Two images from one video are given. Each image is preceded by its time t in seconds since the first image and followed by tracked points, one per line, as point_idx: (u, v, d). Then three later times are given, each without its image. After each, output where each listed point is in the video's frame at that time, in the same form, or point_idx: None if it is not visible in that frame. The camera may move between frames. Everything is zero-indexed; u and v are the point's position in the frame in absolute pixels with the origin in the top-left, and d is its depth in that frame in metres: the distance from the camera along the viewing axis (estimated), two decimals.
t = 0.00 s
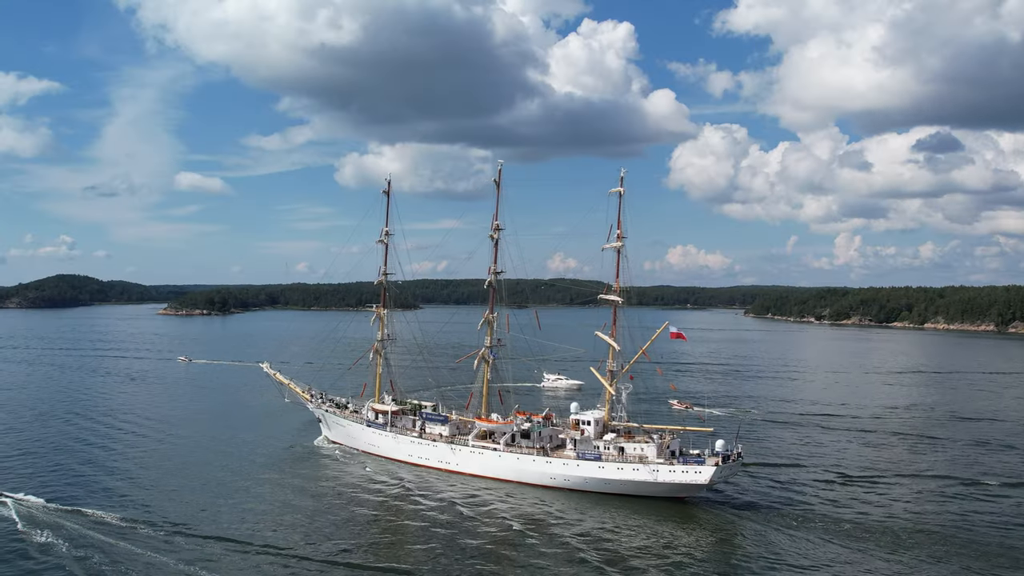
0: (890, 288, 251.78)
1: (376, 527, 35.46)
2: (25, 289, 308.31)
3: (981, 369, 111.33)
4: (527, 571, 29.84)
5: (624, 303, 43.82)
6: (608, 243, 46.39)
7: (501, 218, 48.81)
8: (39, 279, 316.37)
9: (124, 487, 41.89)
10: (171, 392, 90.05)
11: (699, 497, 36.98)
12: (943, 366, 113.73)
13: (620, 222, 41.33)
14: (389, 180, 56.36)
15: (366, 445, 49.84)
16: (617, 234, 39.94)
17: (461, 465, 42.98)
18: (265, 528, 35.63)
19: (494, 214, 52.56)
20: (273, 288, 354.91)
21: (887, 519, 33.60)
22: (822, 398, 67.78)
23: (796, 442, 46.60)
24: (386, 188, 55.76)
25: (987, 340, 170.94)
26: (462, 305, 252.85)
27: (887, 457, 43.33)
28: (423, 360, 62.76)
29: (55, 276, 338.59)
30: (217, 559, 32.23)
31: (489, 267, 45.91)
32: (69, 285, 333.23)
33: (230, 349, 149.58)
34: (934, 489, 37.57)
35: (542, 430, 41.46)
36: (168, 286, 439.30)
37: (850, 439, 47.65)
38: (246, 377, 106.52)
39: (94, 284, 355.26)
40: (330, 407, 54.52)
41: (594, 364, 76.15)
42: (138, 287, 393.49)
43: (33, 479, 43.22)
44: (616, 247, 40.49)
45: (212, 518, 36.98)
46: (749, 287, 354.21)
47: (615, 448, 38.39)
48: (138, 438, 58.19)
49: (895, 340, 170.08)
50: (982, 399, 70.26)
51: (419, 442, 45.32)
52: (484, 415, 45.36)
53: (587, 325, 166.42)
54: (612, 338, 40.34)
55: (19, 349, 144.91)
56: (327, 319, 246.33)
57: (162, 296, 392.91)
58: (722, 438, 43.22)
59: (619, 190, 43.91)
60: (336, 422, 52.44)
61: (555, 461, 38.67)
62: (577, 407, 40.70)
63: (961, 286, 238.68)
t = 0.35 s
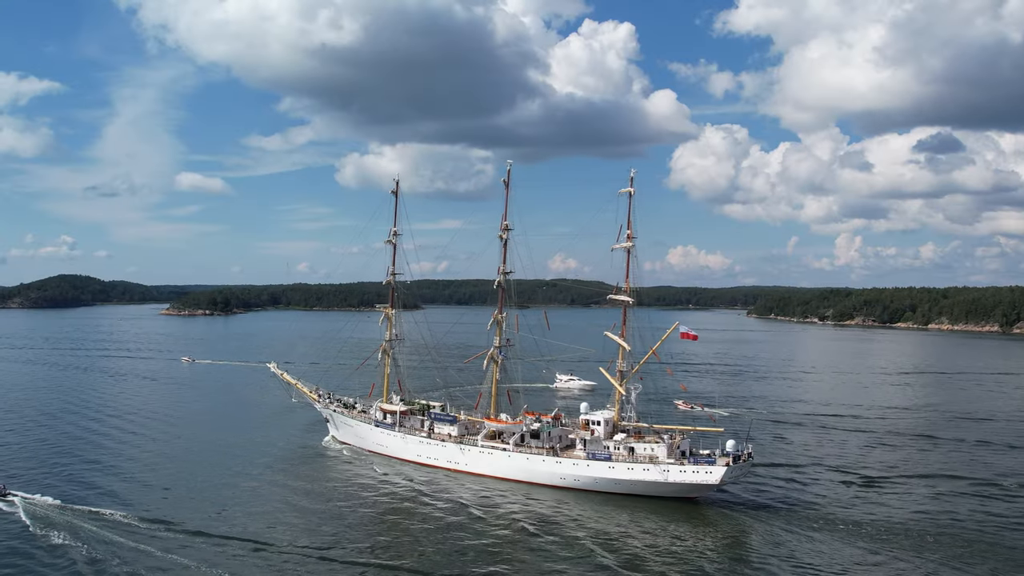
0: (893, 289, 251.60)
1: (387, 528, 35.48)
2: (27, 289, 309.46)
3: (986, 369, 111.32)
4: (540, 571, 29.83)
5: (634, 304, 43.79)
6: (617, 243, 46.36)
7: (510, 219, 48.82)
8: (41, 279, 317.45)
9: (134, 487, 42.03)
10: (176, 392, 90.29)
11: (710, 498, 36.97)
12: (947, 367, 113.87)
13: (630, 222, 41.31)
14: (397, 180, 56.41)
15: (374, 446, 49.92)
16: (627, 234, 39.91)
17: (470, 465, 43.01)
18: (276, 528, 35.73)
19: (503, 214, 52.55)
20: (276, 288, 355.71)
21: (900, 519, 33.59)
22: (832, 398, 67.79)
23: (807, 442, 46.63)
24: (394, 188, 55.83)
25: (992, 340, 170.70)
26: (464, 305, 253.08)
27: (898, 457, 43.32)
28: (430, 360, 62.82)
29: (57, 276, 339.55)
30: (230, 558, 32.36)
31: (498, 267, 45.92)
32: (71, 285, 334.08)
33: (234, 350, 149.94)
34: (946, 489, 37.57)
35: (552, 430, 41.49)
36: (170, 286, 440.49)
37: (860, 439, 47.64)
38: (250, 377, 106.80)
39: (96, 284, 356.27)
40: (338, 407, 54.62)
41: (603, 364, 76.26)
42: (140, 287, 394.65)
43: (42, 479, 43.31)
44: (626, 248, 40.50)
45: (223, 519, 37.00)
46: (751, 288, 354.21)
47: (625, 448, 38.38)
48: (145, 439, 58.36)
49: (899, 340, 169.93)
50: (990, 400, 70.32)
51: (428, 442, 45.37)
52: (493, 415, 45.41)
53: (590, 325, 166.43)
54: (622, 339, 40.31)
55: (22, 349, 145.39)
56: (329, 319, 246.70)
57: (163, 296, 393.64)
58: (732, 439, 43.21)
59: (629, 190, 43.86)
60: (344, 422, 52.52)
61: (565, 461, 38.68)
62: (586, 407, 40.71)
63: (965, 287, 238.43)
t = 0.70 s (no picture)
0: (890, 289, 252.01)
1: (393, 528, 35.47)
2: (22, 289, 309.23)
3: (985, 369, 111.58)
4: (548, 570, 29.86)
5: (639, 304, 43.81)
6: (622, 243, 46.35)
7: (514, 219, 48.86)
8: (36, 279, 317.14)
9: (137, 487, 42.00)
10: (176, 392, 90.23)
11: (716, 497, 36.98)
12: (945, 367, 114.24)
13: (635, 222, 41.34)
14: (400, 180, 56.43)
15: (378, 445, 49.93)
16: (632, 234, 39.92)
17: (474, 465, 43.02)
18: (282, 526, 35.76)
19: (508, 215, 52.52)
20: (273, 288, 355.75)
21: (906, 518, 33.68)
22: (835, 398, 67.92)
23: (811, 442, 46.75)
24: (398, 189, 55.84)
25: (990, 341, 170.99)
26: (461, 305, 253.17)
27: (902, 457, 43.42)
28: (433, 361, 62.76)
29: (52, 276, 339.21)
30: (237, 555, 32.37)
31: (503, 268, 45.92)
32: (66, 285, 333.43)
33: (232, 350, 149.87)
34: (951, 488, 37.66)
35: (557, 430, 41.56)
36: (165, 286, 440.24)
37: (864, 439, 47.73)
38: (249, 377, 106.75)
39: (91, 284, 355.60)
40: (341, 407, 54.64)
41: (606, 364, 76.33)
42: (135, 287, 394.12)
43: (45, 480, 43.20)
44: (631, 248, 40.51)
45: (228, 519, 36.90)
46: (747, 288, 354.81)
47: (631, 448, 38.40)
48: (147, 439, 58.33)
49: (897, 340, 170.13)
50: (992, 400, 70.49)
51: (432, 442, 45.39)
52: (498, 415, 45.45)
53: (589, 325, 166.55)
54: (628, 338, 40.35)
55: (18, 349, 145.18)
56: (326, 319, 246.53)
57: (159, 296, 392.96)
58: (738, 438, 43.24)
59: (635, 191, 43.87)
60: (348, 422, 52.51)
61: (570, 461, 38.70)
62: (591, 407, 40.73)
63: (962, 287, 238.94)
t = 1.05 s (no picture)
0: (893, 291, 251.55)
1: (407, 527, 35.59)
2: (23, 289, 310.18)
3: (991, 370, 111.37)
4: (565, 569, 29.98)
5: (651, 305, 43.94)
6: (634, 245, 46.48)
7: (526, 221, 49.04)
8: (37, 279, 318.02)
9: (150, 487, 42.22)
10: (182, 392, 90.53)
11: (729, 497, 37.10)
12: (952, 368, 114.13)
13: (648, 223, 41.47)
14: (411, 181, 56.69)
15: (389, 445, 50.07)
16: (645, 235, 40.07)
17: (486, 465, 43.19)
18: (297, 525, 35.93)
19: (519, 215, 52.70)
20: (275, 288, 356.30)
21: (920, 518, 33.77)
22: (843, 399, 68.01)
23: (821, 442, 46.85)
24: (408, 189, 56.05)
25: (994, 342, 170.59)
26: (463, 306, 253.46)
27: (914, 457, 43.55)
28: (442, 361, 62.96)
29: (53, 276, 340.20)
30: (254, 552, 32.56)
31: (514, 268, 46.11)
32: (67, 286, 334.00)
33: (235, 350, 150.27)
34: (965, 489, 37.74)
35: (568, 430, 41.71)
36: (165, 286, 441.34)
37: (877, 440, 47.81)
38: (254, 377, 106.99)
39: (92, 284, 356.31)
40: (351, 407, 54.81)
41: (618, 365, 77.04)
42: (136, 287, 394.95)
43: (58, 480, 43.35)
44: (644, 248, 40.67)
45: (243, 518, 37.05)
46: (748, 289, 354.69)
47: (643, 447, 38.52)
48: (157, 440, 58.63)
49: (901, 342, 169.87)
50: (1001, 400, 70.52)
51: (443, 441, 45.57)
52: (509, 415, 45.60)
53: (592, 326, 166.62)
54: (641, 339, 40.49)
55: (21, 350, 145.60)
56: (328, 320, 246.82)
57: (159, 296, 393.47)
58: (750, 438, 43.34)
59: (647, 191, 44.04)
60: (358, 422, 52.70)
61: (583, 461, 38.83)
62: (603, 407, 40.87)
63: (964, 289, 238.47)
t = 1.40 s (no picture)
0: (897, 291, 250.97)
1: (424, 525, 35.77)
2: (26, 289, 311.45)
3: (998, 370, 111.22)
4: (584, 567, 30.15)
5: (665, 305, 44.08)
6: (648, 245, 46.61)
7: (540, 221, 49.27)
8: (40, 280, 319.29)
9: (165, 486, 42.55)
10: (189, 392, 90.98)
11: (744, 497, 37.24)
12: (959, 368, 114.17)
13: (663, 224, 41.65)
14: (424, 182, 57.02)
15: (402, 445, 50.31)
16: (660, 236, 40.28)
17: (500, 465, 43.42)
18: (314, 523, 36.17)
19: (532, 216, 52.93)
20: (278, 287, 357.29)
21: (937, 518, 33.84)
22: (854, 400, 68.02)
23: (834, 442, 46.94)
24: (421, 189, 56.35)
25: (1000, 343, 170.00)
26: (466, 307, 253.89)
27: (927, 457, 43.65)
28: (453, 361, 63.22)
29: (56, 276, 341.53)
30: (273, 551, 32.82)
31: (528, 268, 46.32)
32: (70, 286, 335.21)
33: (240, 350, 150.86)
34: (979, 489, 37.83)
35: (583, 430, 41.91)
36: (167, 287, 442.83)
37: (889, 440, 47.92)
38: (261, 377, 107.42)
39: (95, 284, 357.73)
40: (363, 406, 55.08)
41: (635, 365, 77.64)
42: (138, 287, 396.35)
43: (73, 481, 43.60)
44: (658, 248, 40.87)
45: (260, 516, 37.27)
46: (751, 290, 354.21)
47: (658, 447, 38.69)
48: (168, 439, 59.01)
49: (907, 342, 169.38)
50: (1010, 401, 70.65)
51: (457, 441, 45.81)
52: (522, 415, 45.81)
53: (597, 326, 166.68)
54: (655, 339, 40.69)
55: (25, 350, 146.28)
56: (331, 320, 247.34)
57: (161, 296, 394.68)
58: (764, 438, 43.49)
59: (662, 192, 44.21)
60: (370, 422, 52.97)
61: (598, 460, 39.05)
62: (617, 407, 41.05)
63: (969, 290, 237.72)
